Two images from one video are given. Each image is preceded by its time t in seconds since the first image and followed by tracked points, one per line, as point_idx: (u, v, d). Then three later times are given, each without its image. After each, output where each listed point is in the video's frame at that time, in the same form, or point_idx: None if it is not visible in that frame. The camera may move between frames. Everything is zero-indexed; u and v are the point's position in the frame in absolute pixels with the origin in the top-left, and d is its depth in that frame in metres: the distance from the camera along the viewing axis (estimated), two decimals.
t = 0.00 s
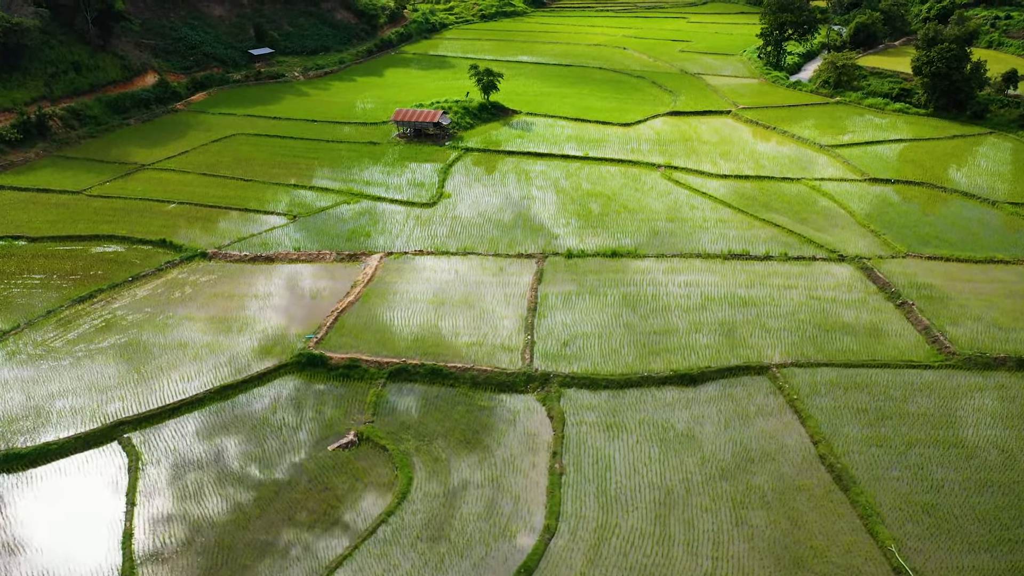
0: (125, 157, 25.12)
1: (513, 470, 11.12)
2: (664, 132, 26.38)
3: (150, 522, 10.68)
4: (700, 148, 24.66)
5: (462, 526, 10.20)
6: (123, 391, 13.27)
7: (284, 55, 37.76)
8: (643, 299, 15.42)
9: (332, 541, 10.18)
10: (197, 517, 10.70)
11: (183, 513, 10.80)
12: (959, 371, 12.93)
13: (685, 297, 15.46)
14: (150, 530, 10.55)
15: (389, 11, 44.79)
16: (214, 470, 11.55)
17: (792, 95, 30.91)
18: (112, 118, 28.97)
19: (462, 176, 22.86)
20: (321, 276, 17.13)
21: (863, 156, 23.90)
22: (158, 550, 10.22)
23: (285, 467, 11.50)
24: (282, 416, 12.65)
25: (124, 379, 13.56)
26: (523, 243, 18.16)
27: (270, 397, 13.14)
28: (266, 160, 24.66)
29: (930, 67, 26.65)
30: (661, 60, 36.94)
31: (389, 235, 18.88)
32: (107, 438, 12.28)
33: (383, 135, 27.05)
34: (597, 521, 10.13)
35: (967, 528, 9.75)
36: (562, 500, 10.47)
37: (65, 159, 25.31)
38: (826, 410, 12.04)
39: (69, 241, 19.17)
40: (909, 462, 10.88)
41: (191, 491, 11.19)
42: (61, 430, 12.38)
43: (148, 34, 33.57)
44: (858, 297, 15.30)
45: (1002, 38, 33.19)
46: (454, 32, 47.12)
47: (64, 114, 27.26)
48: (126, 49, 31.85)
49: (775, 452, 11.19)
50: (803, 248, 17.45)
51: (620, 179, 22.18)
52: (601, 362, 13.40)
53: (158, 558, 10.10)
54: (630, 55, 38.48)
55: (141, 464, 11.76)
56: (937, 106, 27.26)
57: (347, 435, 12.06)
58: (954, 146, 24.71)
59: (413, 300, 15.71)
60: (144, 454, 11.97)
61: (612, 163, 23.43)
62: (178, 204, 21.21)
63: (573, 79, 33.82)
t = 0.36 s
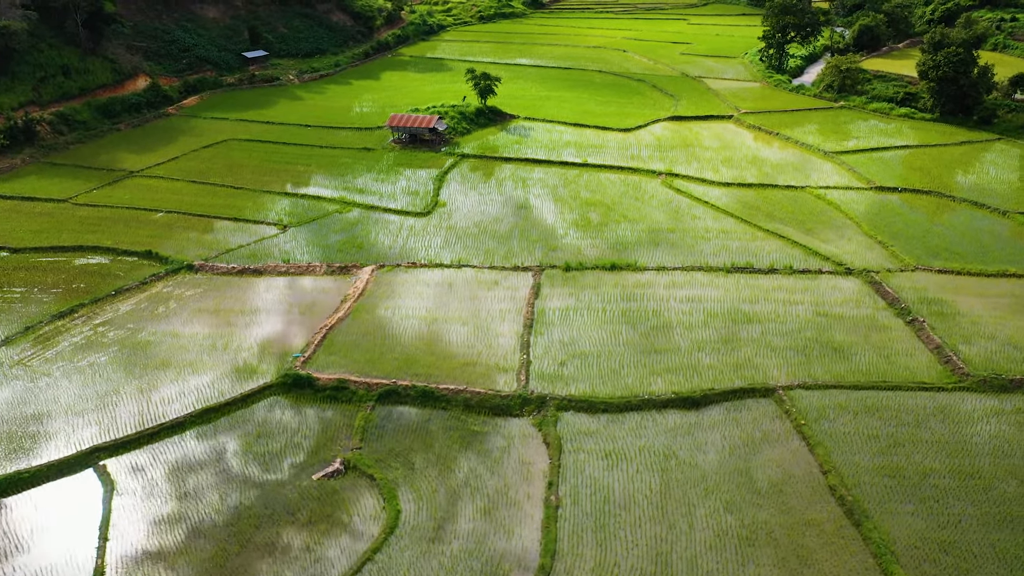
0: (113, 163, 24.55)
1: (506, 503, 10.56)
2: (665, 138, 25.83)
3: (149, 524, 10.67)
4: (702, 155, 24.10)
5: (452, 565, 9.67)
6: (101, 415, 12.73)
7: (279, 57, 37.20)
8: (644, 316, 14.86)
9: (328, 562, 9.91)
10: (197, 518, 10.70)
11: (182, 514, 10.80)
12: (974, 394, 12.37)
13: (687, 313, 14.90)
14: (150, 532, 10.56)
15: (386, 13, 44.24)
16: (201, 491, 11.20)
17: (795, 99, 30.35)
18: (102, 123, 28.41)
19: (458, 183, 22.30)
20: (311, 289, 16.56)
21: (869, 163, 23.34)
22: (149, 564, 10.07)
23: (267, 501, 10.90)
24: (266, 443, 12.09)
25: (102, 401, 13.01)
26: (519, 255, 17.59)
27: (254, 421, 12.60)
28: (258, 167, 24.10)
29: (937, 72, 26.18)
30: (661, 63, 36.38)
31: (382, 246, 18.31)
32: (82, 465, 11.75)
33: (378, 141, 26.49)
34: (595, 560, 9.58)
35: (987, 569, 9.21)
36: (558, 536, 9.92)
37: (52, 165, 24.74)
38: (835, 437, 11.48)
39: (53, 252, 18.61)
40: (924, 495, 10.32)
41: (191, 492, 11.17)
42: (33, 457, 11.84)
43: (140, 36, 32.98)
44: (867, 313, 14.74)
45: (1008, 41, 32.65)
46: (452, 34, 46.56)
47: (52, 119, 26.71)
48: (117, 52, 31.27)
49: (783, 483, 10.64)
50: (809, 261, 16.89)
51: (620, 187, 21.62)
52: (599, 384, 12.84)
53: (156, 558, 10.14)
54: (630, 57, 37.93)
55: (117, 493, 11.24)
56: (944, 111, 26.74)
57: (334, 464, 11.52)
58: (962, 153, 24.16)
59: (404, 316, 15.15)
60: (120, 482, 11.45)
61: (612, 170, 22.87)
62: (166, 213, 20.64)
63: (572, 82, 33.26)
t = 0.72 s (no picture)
0: (102, 170, 24.01)
1: (500, 535, 10.05)
2: (665, 143, 25.31)
3: (143, 534, 10.48)
4: (703, 161, 23.59)
5: None
6: (78, 439, 12.25)
7: (274, 60, 36.67)
8: (644, 332, 14.34)
9: None
10: (191, 527, 10.54)
11: (183, 513, 10.81)
12: (990, 416, 11.86)
13: (689, 329, 14.39)
14: (152, 531, 10.53)
15: (383, 15, 43.77)
16: (182, 519, 10.69)
17: (798, 103, 29.85)
18: (92, 127, 27.90)
19: (454, 190, 21.79)
20: (301, 303, 16.06)
21: (875, 169, 22.83)
22: None
23: (250, 532, 10.38)
24: (249, 469, 11.56)
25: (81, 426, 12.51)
26: (515, 266, 17.08)
27: (237, 444, 12.08)
28: (250, 174, 23.58)
29: (943, 75, 25.66)
30: (661, 65, 35.87)
31: (375, 257, 17.81)
32: (56, 493, 11.24)
33: (373, 146, 25.98)
34: None
35: None
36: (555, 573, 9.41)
37: (40, 172, 24.22)
38: (846, 463, 10.96)
39: (37, 263, 18.10)
40: (941, 528, 9.81)
41: (177, 514, 10.79)
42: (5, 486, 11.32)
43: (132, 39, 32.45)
44: (875, 329, 14.25)
45: (1013, 43, 32.15)
46: (450, 36, 46.04)
47: (41, 124, 26.18)
48: (109, 55, 30.74)
49: (791, 514, 10.13)
50: (814, 273, 16.38)
51: (620, 194, 21.12)
52: (598, 405, 12.32)
53: (156, 558, 10.09)
54: (630, 60, 37.43)
55: (92, 523, 10.72)
56: (950, 115, 26.23)
57: (320, 492, 10.98)
58: (970, 158, 23.64)
59: (397, 332, 14.64)
60: (95, 511, 10.93)
61: (611, 177, 22.36)
62: (154, 222, 20.13)
63: (571, 86, 32.75)
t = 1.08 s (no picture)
0: (89, 177, 23.42)
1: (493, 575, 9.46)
2: (667, 149, 24.74)
3: (114, 572, 9.89)
4: (706, 168, 23.01)
5: None
6: (49, 467, 11.69)
7: (268, 63, 36.08)
8: (646, 351, 13.76)
9: None
10: (166, 564, 9.94)
11: (157, 548, 10.22)
12: (1009, 444, 11.29)
13: (693, 347, 13.81)
14: (124, 569, 9.94)
15: (380, 17, 43.20)
16: (156, 555, 10.09)
17: (802, 107, 29.27)
18: (81, 132, 27.30)
19: (450, 199, 21.21)
20: (289, 318, 15.47)
21: (881, 176, 22.25)
22: None
23: (228, 571, 9.77)
24: (230, 499, 10.94)
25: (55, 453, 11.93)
26: (512, 280, 16.49)
27: (218, 473, 11.48)
28: (240, 181, 23.00)
29: (951, 80, 25.09)
30: (662, 68, 35.30)
31: (367, 269, 17.22)
32: (24, 526, 10.65)
33: (368, 152, 25.40)
34: None
35: None
36: None
37: (25, 178, 23.62)
38: (859, 495, 10.38)
39: (17, 276, 17.52)
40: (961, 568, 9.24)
41: (151, 550, 10.20)
42: None
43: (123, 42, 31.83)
44: (886, 347, 13.67)
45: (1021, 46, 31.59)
46: (448, 37, 45.46)
47: (28, 129, 25.58)
48: (99, 58, 30.12)
49: (802, 552, 9.55)
50: (822, 287, 15.80)
51: (620, 203, 20.54)
52: (597, 431, 11.73)
53: None
54: (630, 62, 36.86)
55: (61, 560, 10.13)
56: (958, 120, 25.67)
57: (303, 526, 10.37)
58: (979, 165, 23.06)
59: (388, 350, 14.06)
60: (65, 547, 10.34)
61: (611, 184, 21.78)
62: (140, 232, 19.54)
63: (570, 89, 32.16)
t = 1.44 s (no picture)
0: (76, 184, 22.83)
1: None
2: (668, 155, 24.16)
3: None
4: (708, 175, 22.43)
5: None
6: (19, 498, 11.11)
7: (263, 66, 35.49)
8: (647, 371, 13.18)
9: None
10: None
11: None
12: None
13: (696, 368, 13.22)
14: None
15: (377, 18, 42.62)
16: None
17: (806, 112, 28.67)
18: (70, 137, 26.71)
19: (445, 207, 20.63)
20: (276, 336, 14.87)
21: (889, 184, 21.65)
22: None
23: None
24: (209, 534, 10.34)
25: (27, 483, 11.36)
26: (508, 294, 15.91)
27: (197, 504, 10.88)
28: (231, 188, 22.41)
29: (959, 85, 24.52)
30: (663, 71, 34.70)
31: (358, 282, 16.63)
32: None
33: (362, 158, 24.81)
34: None
35: None
36: None
37: (11, 185, 23.02)
38: (873, 531, 9.81)
39: None
40: None
41: None
42: None
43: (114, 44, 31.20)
44: (898, 368, 13.09)
45: None
46: (446, 39, 44.86)
47: (15, 134, 24.98)
48: (89, 60, 29.50)
49: None
50: (830, 302, 15.21)
51: (620, 212, 19.95)
52: (596, 460, 11.14)
53: None
54: (631, 65, 36.25)
55: None
56: (967, 126, 25.07)
57: (284, 565, 9.76)
58: (990, 172, 22.46)
59: (378, 370, 13.48)
60: None
61: (611, 192, 21.19)
62: (126, 242, 18.95)
63: (570, 93, 31.57)
